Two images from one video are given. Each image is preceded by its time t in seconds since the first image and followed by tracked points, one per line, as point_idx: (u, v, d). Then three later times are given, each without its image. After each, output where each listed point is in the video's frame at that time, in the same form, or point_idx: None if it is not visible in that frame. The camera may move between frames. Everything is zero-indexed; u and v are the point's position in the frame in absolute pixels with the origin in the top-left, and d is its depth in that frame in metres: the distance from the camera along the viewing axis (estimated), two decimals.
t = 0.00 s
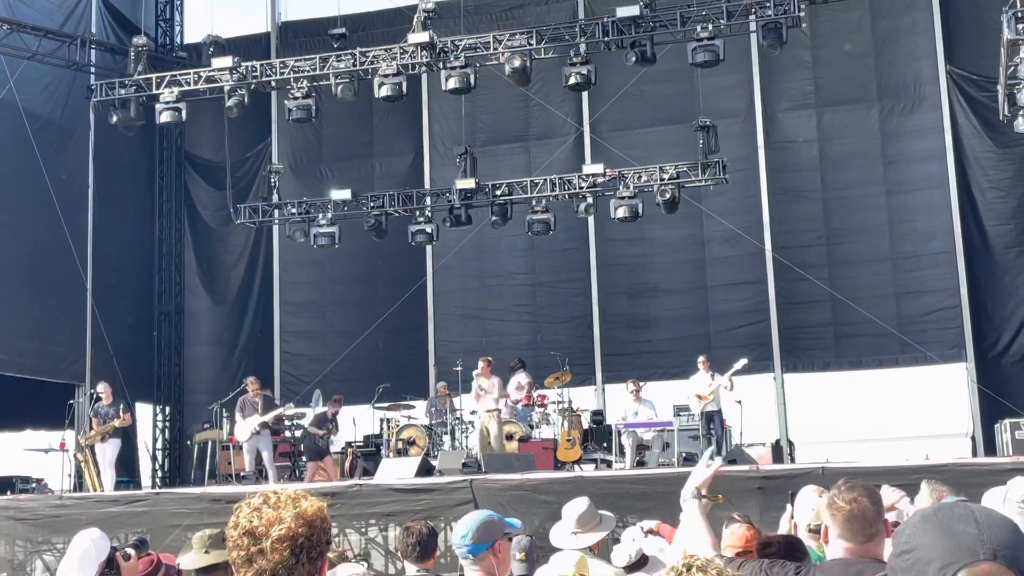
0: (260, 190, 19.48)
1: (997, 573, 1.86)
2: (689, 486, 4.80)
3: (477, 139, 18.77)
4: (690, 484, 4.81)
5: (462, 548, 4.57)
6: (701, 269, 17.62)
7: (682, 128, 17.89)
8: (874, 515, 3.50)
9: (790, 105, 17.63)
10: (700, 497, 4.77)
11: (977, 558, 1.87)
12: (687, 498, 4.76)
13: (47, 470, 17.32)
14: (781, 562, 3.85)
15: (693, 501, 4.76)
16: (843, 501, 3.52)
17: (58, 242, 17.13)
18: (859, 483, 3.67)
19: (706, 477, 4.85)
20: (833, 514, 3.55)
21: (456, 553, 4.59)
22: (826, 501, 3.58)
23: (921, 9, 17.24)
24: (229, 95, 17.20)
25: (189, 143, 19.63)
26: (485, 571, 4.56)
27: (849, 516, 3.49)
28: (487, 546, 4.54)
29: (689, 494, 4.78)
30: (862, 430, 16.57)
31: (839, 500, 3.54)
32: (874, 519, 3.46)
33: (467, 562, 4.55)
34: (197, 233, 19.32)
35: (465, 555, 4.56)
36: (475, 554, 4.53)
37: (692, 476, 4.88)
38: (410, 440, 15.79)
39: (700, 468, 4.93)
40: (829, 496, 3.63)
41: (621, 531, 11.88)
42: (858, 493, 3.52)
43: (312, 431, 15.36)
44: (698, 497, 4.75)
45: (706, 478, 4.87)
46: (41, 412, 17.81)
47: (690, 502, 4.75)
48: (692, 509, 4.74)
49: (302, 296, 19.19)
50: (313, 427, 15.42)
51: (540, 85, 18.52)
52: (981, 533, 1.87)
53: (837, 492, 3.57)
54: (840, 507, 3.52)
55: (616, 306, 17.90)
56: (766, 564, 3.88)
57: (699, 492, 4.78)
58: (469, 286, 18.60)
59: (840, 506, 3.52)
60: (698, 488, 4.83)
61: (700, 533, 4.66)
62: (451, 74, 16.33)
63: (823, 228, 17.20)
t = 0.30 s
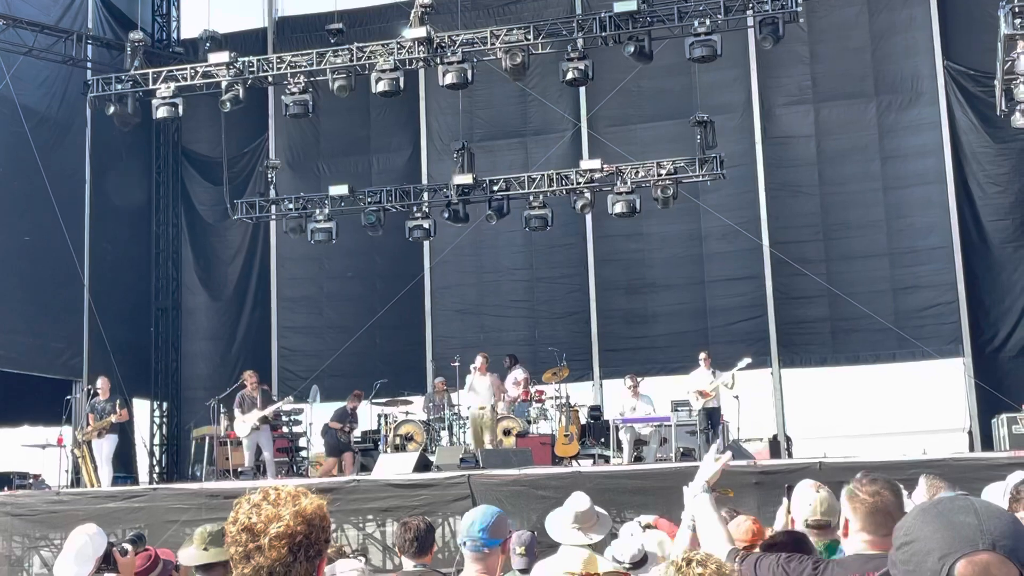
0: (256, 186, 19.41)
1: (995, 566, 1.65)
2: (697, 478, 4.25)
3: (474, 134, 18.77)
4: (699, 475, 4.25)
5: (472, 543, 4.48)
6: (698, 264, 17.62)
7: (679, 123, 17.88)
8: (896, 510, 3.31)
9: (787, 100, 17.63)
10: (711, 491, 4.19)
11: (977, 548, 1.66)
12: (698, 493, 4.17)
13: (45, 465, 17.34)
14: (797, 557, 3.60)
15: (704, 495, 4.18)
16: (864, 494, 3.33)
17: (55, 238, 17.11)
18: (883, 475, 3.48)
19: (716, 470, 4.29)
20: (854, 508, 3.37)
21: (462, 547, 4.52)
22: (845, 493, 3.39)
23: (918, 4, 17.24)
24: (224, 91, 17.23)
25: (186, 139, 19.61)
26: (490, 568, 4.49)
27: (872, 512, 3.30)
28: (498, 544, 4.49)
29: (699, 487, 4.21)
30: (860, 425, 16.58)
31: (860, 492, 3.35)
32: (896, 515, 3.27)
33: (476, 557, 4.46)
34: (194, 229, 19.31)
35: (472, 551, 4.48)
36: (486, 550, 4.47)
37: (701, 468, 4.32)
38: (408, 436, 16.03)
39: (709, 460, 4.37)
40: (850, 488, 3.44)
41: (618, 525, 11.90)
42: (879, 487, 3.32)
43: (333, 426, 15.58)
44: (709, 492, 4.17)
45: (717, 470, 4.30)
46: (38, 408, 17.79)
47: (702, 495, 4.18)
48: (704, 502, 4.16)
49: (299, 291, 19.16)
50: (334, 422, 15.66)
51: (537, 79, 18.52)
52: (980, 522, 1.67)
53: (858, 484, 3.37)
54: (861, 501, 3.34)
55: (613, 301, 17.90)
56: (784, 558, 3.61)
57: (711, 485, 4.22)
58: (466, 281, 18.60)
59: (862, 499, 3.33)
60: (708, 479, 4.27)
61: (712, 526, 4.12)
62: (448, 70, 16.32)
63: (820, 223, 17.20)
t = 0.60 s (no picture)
0: (239, 177, 18.36)
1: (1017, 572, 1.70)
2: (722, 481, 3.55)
3: (470, 122, 17.81)
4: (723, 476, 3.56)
5: (487, 553, 4.47)
6: (706, 259, 16.71)
7: (686, 110, 16.96)
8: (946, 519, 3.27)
9: (800, 86, 16.72)
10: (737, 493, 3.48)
11: (1003, 557, 1.71)
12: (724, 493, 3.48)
13: (16, 472, 16.38)
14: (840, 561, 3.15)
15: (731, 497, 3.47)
16: (912, 500, 3.30)
17: (26, 231, 16.08)
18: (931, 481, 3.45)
19: (744, 473, 3.63)
20: (901, 513, 3.33)
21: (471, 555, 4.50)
22: (892, 498, 3.36)
23: None
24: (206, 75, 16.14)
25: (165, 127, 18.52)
26: None
27: (918, 517, 3.25)
28: (511, 555, 4.51)
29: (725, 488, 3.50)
30: (877, 429, 15.69)
31: (908, 497, 3.32)
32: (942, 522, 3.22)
33: (488, 567, 4.45)
34: (174, 222, 18.20)
35: (485, 561, 4.47)
36: (501, 560, 4.47)
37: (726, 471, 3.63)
38: (400, 441, 14.97)
39: (732, 463, 3.70)
40: (898, 492, 3.42)
41: (622, 536, 11.02)
42: (929, 492, 3.29)
43: (337, 428, 14.46)
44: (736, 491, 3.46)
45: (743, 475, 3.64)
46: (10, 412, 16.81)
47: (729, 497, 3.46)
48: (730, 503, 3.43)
49: (285, 288, 18.19)
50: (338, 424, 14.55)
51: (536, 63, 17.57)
52: (1008, 531, 1.72)
53: (906, 489, 3.35)
54: (909, 507, 3.30)
55: (616, 298, 16.98)
56: (823, 563, 3.14)
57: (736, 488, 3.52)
58: (461, 278, 17.65)
59: (909, 505, 3.29)
60: (733, 483, 3.59)
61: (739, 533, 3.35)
62: (442, 54, 15.33)
63: (834, 216, 16.30)
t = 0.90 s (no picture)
0: (234, 173, 18.15)
1: None
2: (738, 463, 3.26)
3: (467, 117, 17.64)
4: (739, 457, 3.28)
5: (486, 555, 4.31)
6: (706, 255, 16.55)
7: (686, 105, 16.80)
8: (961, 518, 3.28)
9: (801, 80, 16.57)
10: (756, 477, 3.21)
11: (1010, 558, 1.59)
12: (741, 475, 3.20)
13: (9, 471, 16.21)
14: (855, 557, 2.93)
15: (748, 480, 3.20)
16: (929, 499, 3.32)
17: (17, 228, 15.87)
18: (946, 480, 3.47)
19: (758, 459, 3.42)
20: (917, 511, 3.35)
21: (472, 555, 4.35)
22: (909, 496, 3.38)
23: None
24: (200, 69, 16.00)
25: (158, 122, 18.28)
26: None
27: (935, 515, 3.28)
28: (512, 556, 4.34)
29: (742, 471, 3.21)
30: (878, 426, 15.55)
31: (925, 496, 3.34)
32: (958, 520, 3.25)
33: (489, 568, 4.29)
34: (168, 219, 17.98)
35: (485, 562, 4.31)
36: (501, 562, 4.30)
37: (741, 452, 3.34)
38: (397, 438, 14.63)
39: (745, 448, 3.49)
40: (915, 491, 3.44)
41: (622, 536, 10.86)
42: (945, 492, 3.31)
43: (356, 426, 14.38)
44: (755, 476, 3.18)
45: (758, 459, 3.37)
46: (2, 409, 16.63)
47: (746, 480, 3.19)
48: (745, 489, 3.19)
49: (281, 285, 18.03)
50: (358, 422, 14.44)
51: (534, 57, 17.39)
52: (1015, 532, 1.60)
53: (924, 488, 3.37)
54: (925, 505, 3.32)
55: (615, 295, 16.82)
56: (839, 557, 2.92)
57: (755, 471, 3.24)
58: (458, 274, 17.49)
59: (926, 503, 3.32)
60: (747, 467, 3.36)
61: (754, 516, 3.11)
62: (438, 48, 15.13)
63: (835, 212, 16.14)
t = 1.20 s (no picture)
0: (232, 171, 18.21)
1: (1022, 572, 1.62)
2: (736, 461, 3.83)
3: (465, 115, 17.63)
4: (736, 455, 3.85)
5: (478, 553, 4.35)
6: (704, 253, 16.55)
7: (684, 103, 16.80)
8: (942, 512, 3.18)
9: (799, 78, 16.57)
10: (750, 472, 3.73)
11: (1005, 554, 1.65)
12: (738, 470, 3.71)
13: (8, 469, 16.22)
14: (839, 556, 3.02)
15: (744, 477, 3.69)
16: (910, 492, 3.22)
17: (16, 228, 15.84)
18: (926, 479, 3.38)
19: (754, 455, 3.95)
20: (897, 507, 3.24)
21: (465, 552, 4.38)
22: (890, 492, 3.28)
23: None
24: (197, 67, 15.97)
25: (156, 121, 18.26)
26: None
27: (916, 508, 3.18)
28: (503, 553, 4.37)
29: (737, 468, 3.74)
30: (876, 424, 15.56)
31: (906, 491, 3.23)
32: (940, 512, 3.14)
33: (481, 567, 4.34)
34: (166, 218, 17.99)
35: (477, 560, 4.35)
36: (492, 559, 4.34)
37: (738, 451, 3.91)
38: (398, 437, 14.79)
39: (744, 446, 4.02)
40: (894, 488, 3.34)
41: (620, 534, 10.87)
42: (925, 487, 3.21)
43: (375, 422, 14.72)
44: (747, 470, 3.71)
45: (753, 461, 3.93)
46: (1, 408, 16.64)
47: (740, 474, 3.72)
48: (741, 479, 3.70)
49: (280, 283, 18.04)
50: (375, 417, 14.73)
51: (532, 55, 17.38)
52: (1012, 529, 1.67)
53: (903, 484, 3.27)
54: (906, 499, 3.21)
55: (614, 293, 16.82)
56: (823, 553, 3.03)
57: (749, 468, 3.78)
58: (457, 272, 17.49)
59: (907, 497, 3.21)
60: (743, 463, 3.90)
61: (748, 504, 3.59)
62: (437, 46, 15.13)
63: (834, 210, 16.14)
